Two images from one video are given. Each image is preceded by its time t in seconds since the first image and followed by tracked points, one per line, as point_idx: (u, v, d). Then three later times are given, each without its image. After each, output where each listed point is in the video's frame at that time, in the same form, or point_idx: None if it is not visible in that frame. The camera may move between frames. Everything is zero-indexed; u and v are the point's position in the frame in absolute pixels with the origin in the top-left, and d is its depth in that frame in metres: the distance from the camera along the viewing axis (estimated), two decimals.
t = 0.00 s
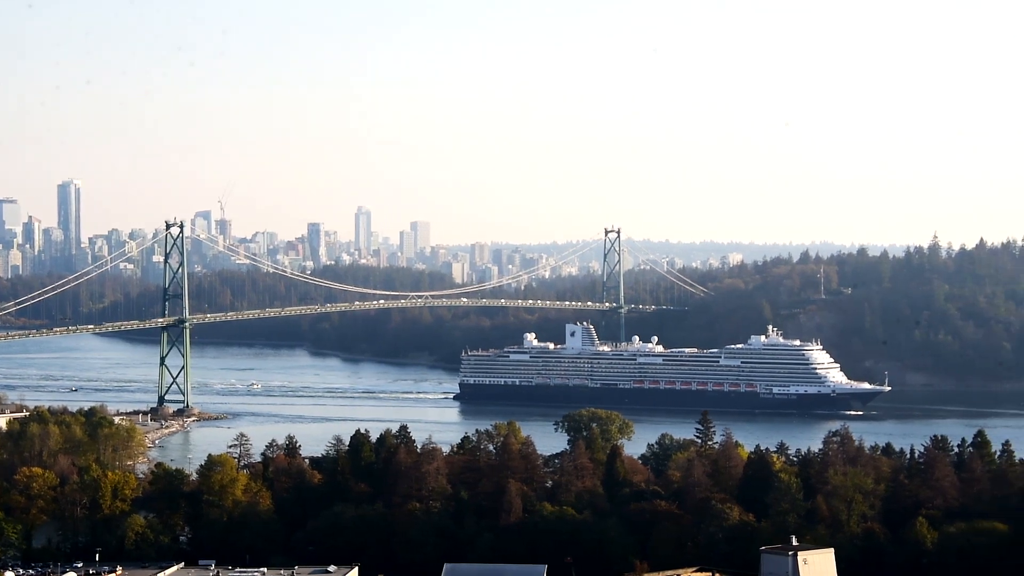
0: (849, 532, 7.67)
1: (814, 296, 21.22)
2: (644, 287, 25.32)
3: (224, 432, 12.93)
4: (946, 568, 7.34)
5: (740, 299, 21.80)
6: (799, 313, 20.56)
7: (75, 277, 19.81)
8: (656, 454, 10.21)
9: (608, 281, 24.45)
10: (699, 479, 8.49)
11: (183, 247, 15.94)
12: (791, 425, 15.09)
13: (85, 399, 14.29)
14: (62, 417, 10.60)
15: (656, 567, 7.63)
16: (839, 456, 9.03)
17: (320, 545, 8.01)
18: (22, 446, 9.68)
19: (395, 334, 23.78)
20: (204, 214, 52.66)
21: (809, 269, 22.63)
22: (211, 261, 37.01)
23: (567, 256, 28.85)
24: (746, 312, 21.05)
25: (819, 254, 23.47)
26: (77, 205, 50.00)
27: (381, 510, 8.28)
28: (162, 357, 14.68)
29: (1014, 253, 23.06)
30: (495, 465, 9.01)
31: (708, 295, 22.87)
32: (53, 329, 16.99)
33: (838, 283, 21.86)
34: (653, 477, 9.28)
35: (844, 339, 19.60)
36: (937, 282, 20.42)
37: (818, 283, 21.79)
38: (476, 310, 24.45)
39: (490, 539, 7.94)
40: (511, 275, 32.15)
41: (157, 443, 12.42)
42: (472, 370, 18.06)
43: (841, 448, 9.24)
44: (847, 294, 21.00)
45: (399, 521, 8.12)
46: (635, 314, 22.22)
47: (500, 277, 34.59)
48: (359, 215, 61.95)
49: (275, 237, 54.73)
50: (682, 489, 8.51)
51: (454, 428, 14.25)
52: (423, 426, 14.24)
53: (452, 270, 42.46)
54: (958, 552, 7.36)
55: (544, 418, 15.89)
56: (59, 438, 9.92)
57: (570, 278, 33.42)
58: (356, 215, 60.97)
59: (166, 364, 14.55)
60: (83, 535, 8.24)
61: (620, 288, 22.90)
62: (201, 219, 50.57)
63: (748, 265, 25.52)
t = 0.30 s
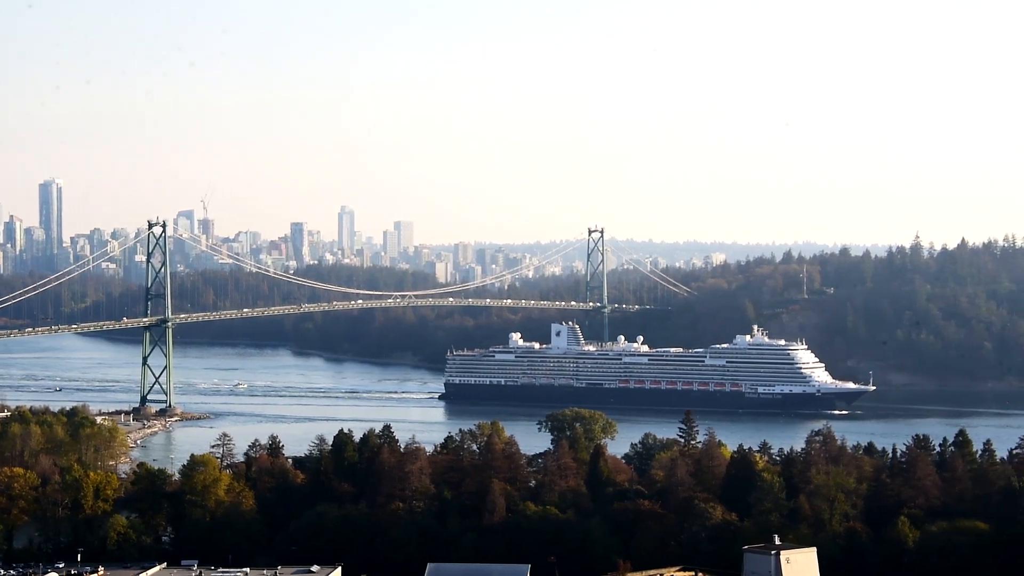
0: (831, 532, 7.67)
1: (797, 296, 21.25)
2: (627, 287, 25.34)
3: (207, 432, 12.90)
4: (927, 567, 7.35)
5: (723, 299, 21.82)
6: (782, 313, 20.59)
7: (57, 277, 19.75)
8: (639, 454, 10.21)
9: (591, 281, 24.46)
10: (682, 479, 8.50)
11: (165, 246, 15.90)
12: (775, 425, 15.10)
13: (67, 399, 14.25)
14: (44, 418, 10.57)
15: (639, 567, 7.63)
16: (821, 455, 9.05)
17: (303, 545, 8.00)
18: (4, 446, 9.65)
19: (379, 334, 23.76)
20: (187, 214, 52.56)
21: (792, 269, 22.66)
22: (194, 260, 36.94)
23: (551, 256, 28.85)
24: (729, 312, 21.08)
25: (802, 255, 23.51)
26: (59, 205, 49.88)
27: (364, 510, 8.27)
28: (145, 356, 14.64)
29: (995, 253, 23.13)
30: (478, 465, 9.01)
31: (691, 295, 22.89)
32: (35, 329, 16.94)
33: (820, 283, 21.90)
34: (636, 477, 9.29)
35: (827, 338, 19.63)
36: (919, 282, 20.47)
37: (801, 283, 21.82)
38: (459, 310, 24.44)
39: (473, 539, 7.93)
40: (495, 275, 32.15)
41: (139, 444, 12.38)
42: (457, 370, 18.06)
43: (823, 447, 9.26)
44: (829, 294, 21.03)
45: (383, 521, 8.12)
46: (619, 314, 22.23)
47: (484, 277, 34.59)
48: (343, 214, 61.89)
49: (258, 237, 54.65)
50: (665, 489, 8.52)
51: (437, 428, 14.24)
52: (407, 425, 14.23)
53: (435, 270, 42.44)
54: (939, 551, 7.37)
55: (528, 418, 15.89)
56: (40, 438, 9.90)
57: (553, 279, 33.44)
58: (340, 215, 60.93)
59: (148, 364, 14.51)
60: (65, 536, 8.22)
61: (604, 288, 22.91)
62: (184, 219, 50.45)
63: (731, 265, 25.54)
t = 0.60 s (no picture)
0: (812, 532, 7.67)
1: (778, 296, 21.27)
2: (610, 287, 25.34)
3: (189, 432, 12.87)
4: (907, 566, 7.35)
5: (705, 299, 21.82)
6: (764, 313, 20.61)
7: (38, 277, 19.68)
8: (621, 454, 10.20)
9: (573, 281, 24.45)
10: (665, 479, 8.50)
11: (147, 246, 15.85)
12: (758, 425, 15.11)
13: (48, 400, 14.20)
14: (25, 418, 10.52)
15: (621, 567, 7.63)
16: (803, 455, 9.07)
17: (284, 545, 7.99)
18: None
19: (361, 335, 23.73)
20: (169, 213, 52.43)
21: (774, 269, 22.68)
22: (176, 260, 36.87)
23: (533, 256, 28.83)
24: (711, 312, 21.09)
25: (784, 255, 23.54)
26: (40, 204, 49.72)
27: (347, 511, 8.26)
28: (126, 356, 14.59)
29: (976, 253, 23.20)
30: (461, 465, 9.00)
31: (673, 295, 22.90)
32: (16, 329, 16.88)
33: (802, 283, 21.93)
34: (618, 477, 9.29)
35: (809, 338, 19.67)
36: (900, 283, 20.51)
37: (782, 284, 21.85)
38: (441, 310, 24.42)
39: (456, 538, 7.92)
40: (478, 275, 32.14)
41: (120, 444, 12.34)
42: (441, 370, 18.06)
43: (805, 446, 9.27)
44: (811, 294, 21.06)
45: (365, 521, 8.10)
46: (601, 314, 22.22)
47: (466, 277, 34.58)
48: (325, 214, 61.80)
49: (240, 237, 54.53)
50: (648, 488, 8.52)
51: (420, 428, 14.22)
52: (389, 425, 14.21)
53: (417, 270, 42.40)
54: (919, 550, 7.37)
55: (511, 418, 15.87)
56: (21, 439, 9.86)
57: (536, 278, 33.43)
58: (322, 215, 60.84)
59: (130, 364, 14.47)
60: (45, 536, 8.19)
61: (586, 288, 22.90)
62: (166, 218, 50.35)
63: (713, 265, 25.55)
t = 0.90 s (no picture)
0: (792, 531, 7.67)
1: (760, 295, 21.30)
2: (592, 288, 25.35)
3: (170, 431, 12.84)
4: (887, 565, 7.36)
5: (687, 298, 21.84)
6: (745, 313, 20.64)
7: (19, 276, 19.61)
8: (602, 454, 10.20)
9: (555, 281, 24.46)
10: (646, 479, 8.50)
11: (128, 246, 15.80)
12: (739, 424, 15.12)
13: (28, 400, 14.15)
14: (4, 418, 10.48)
15: (604, 566, 7.63)
16: (784, 454, 9.08)
17: (266, 545, 7.97)
18: None
19: (343, 334, 23.71)
20: (150, 213, 52.35)
21: (755, 268, 22.72)
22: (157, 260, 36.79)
23: (515, 255, 28.83)
24: (692, 311, 21.11)
25: (765, 254, 23.58)
26: (20, 204, 49.57)
27: (328, 510, 8.25)
28: (107, 356, 14.55)
29: (956, 253, 23.28)
30: (443, 465, 8.99)
31: (655, 295, 22.92)
32: None
33: (783, 283, 21.96)
34: (600, 476, 9.30)
35: (790, 338, 19.71)
36: (881, 283, 20.56)
37: (763, 283, 21.88)
38: (423, 310, 24.41)
39: (437, 538, 7.91)
40: (459, 275, 32.13)
41: (101, 444, 12.30)
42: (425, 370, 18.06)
43: (785, 446, 9.29)
44: (792, 294, 21.10)
45: (347, 521, 8.09)
46: (583, 314, 22.23)
47: (448, 276, 34.57)
48: (307, 214, 61.73)
49: (222, 237, 54.43)
50: (630, 488, 8.52)
51: (402, 428, 14.21)
52: (371, 425, 14.19)
53: (399, 270, 42.36)
54: (900, 550, 7.38)
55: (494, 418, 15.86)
56: None
57: (518, 278, 33.44)
58: (304, 215, 60.78)
59: (110, 364, 14.43)
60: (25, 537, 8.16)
61: (568, 288, 22.91)
62: (145, 217, 50.16)
63: (694, 264, 25.58)
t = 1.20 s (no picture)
0: (774, 531, 7.67)
1: (742, 295, 21.33)
2: (575, 287, 25.36)
3: (152, 431, 12.80)
4: (870, 564, 7.36)
5: (670, 298, 21.86)
6: (728, 313, 20.66)
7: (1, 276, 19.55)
8: (586, 454, 10.19)
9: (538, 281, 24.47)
10: (630, 478, 8.50)
11: (110, 245, 15.75)
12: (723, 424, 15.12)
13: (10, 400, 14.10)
14: None
15: (587, 566, 7.62)
16: (767, 453, 9.08)
17: (248, 545, 7.96)
18: None
19: (325, 335, 23.68)
20: (132, 212, 52.23)
21: (738, 268, 22.75)
22: (139, 260, 36.71)
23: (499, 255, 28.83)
24: (675, 311, 21.12)
25: (748, 255, 23.61)
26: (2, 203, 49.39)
27: (311, 511, 8.24)
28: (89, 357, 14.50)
29: (937, 253, 23.34)
30: (426, 465, 8.98)
31: (638, 296, 22.94)
32: None
33: (765, 283, 22.00)
34: (584, 476, 9.30)
35: (773, 337, 19.74)
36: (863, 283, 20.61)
37: (746, 283, 21.91)
38: (407, 310, 24.39)
39: (420, 538, 7.90)
40: (442, 275, 32.13)
41: (83, 445, 12.26)
42: (410, 370, 18.04)
43: (768, 446, 9.30)
44: (775, 294, 21.13)
45: (330, 522, 8.08)
46: (567, 314, 22.23)
47: (431, 276, 34.56)
48: (290, 213, 61.65)
49: (204, 237, 54.32)
50: (613, 487, 8.52)
51: (385, 429, 14.19)
52: (354, 425, 14.17)
53: (382, 269, 42.34)
54: (882, 549, 7.38)
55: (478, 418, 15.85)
56: None
57: (501, 278, 33.45)
58: (287, 214, 60.70)
59: (93, 365, 14.38)
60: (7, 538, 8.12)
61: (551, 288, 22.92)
62: (128, 216, 50.05)
63: (677, 264, 25.60)
